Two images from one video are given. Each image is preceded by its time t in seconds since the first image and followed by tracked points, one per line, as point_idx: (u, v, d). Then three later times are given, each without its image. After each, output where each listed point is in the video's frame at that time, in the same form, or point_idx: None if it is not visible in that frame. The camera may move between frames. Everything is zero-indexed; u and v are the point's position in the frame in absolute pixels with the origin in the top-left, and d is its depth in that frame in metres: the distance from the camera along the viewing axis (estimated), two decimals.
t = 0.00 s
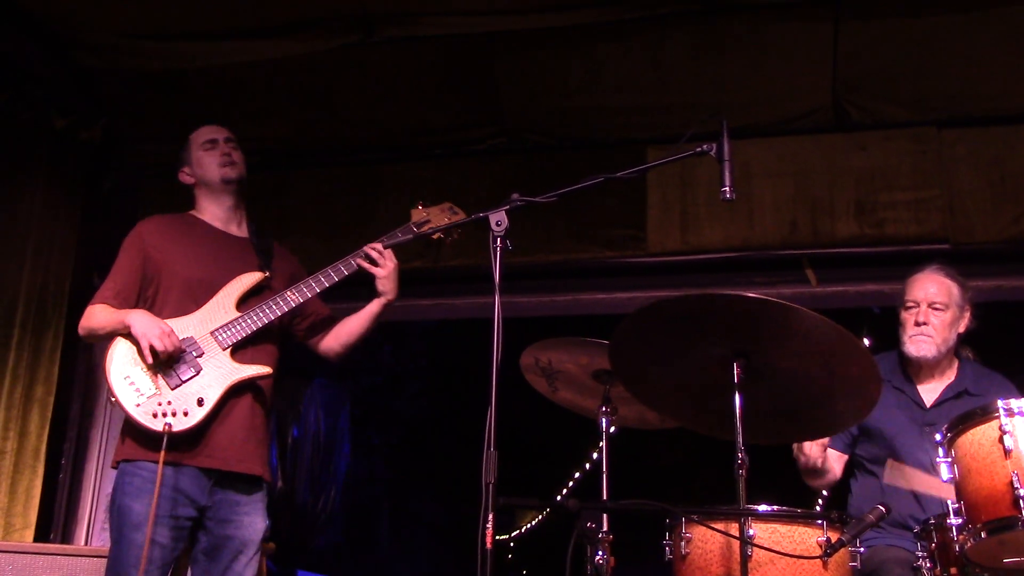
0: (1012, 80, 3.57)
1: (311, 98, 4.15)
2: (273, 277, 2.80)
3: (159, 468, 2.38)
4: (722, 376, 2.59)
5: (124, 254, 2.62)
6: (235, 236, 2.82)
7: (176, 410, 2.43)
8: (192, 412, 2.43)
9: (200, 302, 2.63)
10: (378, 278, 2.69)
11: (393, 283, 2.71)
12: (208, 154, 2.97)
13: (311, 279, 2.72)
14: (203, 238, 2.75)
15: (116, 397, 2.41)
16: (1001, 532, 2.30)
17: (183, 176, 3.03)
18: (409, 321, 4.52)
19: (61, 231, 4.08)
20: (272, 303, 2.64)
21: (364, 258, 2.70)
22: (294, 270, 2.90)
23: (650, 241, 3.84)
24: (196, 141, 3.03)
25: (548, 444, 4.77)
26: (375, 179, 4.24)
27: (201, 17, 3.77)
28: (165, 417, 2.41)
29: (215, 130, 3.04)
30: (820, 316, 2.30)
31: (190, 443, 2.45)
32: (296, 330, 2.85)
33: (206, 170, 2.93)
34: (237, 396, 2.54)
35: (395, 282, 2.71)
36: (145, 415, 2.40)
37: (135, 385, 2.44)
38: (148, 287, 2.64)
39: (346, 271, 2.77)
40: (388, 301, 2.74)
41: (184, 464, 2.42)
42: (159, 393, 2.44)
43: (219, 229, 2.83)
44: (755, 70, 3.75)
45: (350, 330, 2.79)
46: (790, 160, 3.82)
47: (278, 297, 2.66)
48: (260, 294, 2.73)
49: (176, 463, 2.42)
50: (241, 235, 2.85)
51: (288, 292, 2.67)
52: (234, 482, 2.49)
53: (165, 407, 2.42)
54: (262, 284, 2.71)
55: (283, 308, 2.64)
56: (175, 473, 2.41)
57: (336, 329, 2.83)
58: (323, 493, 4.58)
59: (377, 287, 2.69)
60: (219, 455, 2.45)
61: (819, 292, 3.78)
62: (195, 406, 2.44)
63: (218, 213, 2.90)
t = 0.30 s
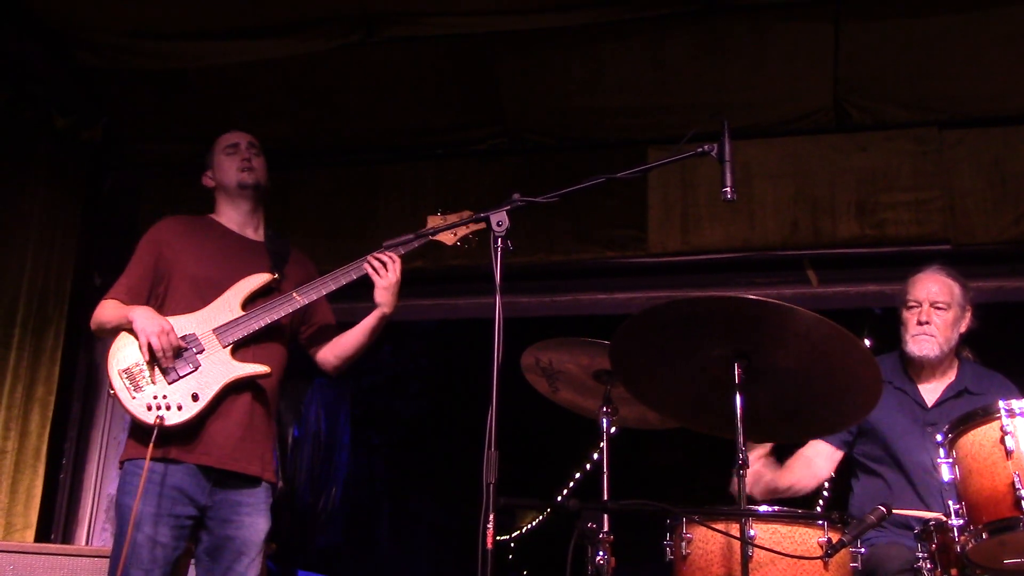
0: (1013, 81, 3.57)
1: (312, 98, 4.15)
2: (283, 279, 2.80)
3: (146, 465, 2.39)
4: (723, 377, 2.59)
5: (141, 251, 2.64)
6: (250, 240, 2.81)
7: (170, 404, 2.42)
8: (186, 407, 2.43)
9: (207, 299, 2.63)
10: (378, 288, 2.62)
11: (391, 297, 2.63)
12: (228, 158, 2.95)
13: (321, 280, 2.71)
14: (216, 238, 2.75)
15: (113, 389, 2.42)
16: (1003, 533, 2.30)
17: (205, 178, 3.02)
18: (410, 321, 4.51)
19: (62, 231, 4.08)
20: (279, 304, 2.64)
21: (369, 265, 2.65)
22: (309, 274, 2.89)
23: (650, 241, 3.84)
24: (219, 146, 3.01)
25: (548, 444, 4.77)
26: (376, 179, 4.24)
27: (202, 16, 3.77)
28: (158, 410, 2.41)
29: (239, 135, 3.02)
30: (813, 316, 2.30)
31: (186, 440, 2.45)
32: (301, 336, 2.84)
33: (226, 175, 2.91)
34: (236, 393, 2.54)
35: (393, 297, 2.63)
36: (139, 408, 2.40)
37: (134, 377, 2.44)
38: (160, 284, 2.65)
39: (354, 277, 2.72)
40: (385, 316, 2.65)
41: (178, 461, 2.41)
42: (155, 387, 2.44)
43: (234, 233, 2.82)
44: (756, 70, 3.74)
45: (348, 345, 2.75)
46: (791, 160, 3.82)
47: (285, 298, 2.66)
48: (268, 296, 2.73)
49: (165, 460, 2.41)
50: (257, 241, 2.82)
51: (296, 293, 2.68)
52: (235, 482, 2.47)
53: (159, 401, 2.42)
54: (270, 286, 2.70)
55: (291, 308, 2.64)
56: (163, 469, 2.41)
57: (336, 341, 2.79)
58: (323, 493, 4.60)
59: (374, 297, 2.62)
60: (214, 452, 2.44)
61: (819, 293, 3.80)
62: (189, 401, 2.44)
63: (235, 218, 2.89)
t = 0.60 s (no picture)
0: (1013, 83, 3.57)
1: (313, 97, 4.15)
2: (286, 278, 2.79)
3: (144, 463, 2.39)
4: (723, 378, 2.59)
5: (147, 251, 2.65)
6: (256, 240, 2.81)
7: (170, 404, 2.43)
8: (185, 407, 2.43)
9: (209, 299, 2.63)
10: (382, 284, 2.62)
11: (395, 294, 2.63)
12: (238, 159, 2.96)
13: (325, 279, 2.71)
14: (220, 238, 2.75)
15: (114, 389, 2.43)
16: (1001, 533, 2.30)
17: (214, 178, 3.03)
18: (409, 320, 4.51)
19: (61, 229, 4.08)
20: (280, 303, 2.64)
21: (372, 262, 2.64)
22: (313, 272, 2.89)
23: (650, 241, 3.84)
24: (230, 146, 3.02)
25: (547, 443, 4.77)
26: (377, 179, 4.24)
27: (202, 15, 3.78)
28: (158, 410, 2.41)
29: (249, 136, 3.03)
30: (817, 317, 2.29)
31: (186, 439, 2.45)
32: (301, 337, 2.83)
33: (234, 175, 2.92)
34: (238, 393, 2.54)
35: (398, 293, 2.63)
36: (140, 408, 2.41)
37: (135, 377, 2.45)
38: (164, 284, 2.65)
39: (358, 275, 2.72)
40: (389, 311, 2.65)
41: (177, 459, 2.41)
42: (155, 386, 2.44)
43: (240, 232, 2.82)
44: (756, 71, 3.74)
45: (353, 344, 2.74)
46: (792, 161, 3.81)
47: (286, 297, 2.65)
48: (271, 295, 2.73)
49: (163, 459, 2.41)
50: (262, 240, 2.82)
51: (299, 292, 2.68)
52: (235, 481, 2.47)
53: (160, 401, 2.43)
54: (273, 285, 2.70)
55: (293, 308, 2.64)
56: (161, 468, 2.40)
57: (341, 338, 2.79)
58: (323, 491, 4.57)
59: (378, 294, 2.62)
60: (214, 452, 2.44)
61: (818, 293, 3.80)
62: (189, 401, 2.44)
63: (242, 218, 2.89)
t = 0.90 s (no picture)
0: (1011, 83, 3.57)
1: (311, 95, 4.15)
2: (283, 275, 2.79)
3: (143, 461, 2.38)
4: (720, 376, 2.59)
5: (141, 250, 2.65)
6: (250, 237, 2.80)
7: (168, 402, 2.42)
8: (183, 405, 2.43)
9: (205, 297, 2.62)
10: (376, 277, 2.61)
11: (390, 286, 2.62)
12: (231, 156, 2.93)
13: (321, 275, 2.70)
14: (215, 236, 2.74)
15: (111, 388, 2.43)
16: (999, 532, 2.31)
17: (207, 174, 3.01)
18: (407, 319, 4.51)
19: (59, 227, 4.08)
20: (275, 301, 2.63)
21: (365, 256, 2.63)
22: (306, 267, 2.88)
23: (648, 241, 3.84)
24: (224, 141, 3.00)
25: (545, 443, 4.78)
26: (375, 177, 4.24)
27: (200, 14, 3.77)
28: (156, 408, 2.41)
29: (243, 132, 3.00)
30: (814, 318, 2.29)
31: (184, 437, 2.44)
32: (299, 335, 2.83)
33: (227, 173, 2.90)
34: (235, 390, 2.54)
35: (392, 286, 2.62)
36: (137, 405, 2.41)
37: (132, 376, 2.45)
38: (159, 283, 2.65)
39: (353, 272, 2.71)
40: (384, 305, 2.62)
41: (174, 458, 2.41)
42: (152, 384, 2.44)
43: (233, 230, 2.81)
44: (755, 70, 3.74)
45: (349, 338, 2.73)
46: (789, 161, 3.82)
47: (284, 295, 2.65)
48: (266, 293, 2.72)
49: (162, 457, 2.41)
50: (256, 238, 2.81)
51: (295, 289, 2.67)
52: (232, 479, 2.47)
53: (157, 399, 2.42)
54: (268, 284, 2.69)
55: (291, 306, 2.63)
56: (159, 467, 2.40)
57: (336, 333, 2.76)
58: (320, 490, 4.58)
59: (373, 286, 2.60)
60: (212, 449, 2.43)
61: (815, 292, 3.81)
62: (186, 399, 2.44)
63: (234, 216, 2.87)
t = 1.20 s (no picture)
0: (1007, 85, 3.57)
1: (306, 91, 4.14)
2: (269, 268, 2.79)
3: (138, 458, 2.39)
4: (714, 374, 2.59)
5: (122, 245, 2.62)
6: (235, 230, 2.81)
7: (161, 397, 2.42)
8: (176, 399, 2.42)
9: (193, 292, 2.62)
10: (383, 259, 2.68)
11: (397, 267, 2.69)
12: (214, 149, 2.95)
13: (317, 263, 2.73)
14: (200, 231, 2.74)
15: (102, 383, 2.41)
16: (993, 531, 2.31)
17: (189, 167, 3.02)
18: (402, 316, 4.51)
19: (54, 222, 4.07)
20: (265, 294, 2.63)
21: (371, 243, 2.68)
22: (290, 261, 2.89)
23: (644, 238, 3.84)
24: (206, 134, 3.01)
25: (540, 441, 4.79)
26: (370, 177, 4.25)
27: (196, 9, 3.76)
28: (149, 403, 2.41)
29: (225, 126, 3.02)
30: (801, 316, 2.32)
31: (177, 434, 2.45)
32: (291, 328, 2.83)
33: (210, 165, 2.91)
34: (226, 384, 2.53)
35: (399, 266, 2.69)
36: (130, 401, 2.40)
37: (122, 371, 2.43)
38: (144, 276, 2.64)
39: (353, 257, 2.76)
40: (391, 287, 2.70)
41: (167, 454, 2.41)
42: (144, 379, 2.43)
43: (218, 223, 2.83)
44: (751, 69, 3.74)
45: (354, 321, 2.75)
46: (784, 159, 3.83)
47: (273, 289, 2.65)
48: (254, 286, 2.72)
49: (157, 453, 2.41)
50: (240, 231, 2.83)
51: (284, 282, 2.67)
52: (221, 474, 2.46)
53: (150, 395, 2.42)
54: (256, 276, 2.69)
55: (278, 299, 2.63)
56: (155, 462, 2.41)
57: (338, 317, 2.80)
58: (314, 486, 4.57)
59: (381, 268, 2.67)
60: (204, 444, 2.43)
61: (811, 291, 3.83)
62: (179, 394, 2.43)
63: (219, 208, 2.89)
